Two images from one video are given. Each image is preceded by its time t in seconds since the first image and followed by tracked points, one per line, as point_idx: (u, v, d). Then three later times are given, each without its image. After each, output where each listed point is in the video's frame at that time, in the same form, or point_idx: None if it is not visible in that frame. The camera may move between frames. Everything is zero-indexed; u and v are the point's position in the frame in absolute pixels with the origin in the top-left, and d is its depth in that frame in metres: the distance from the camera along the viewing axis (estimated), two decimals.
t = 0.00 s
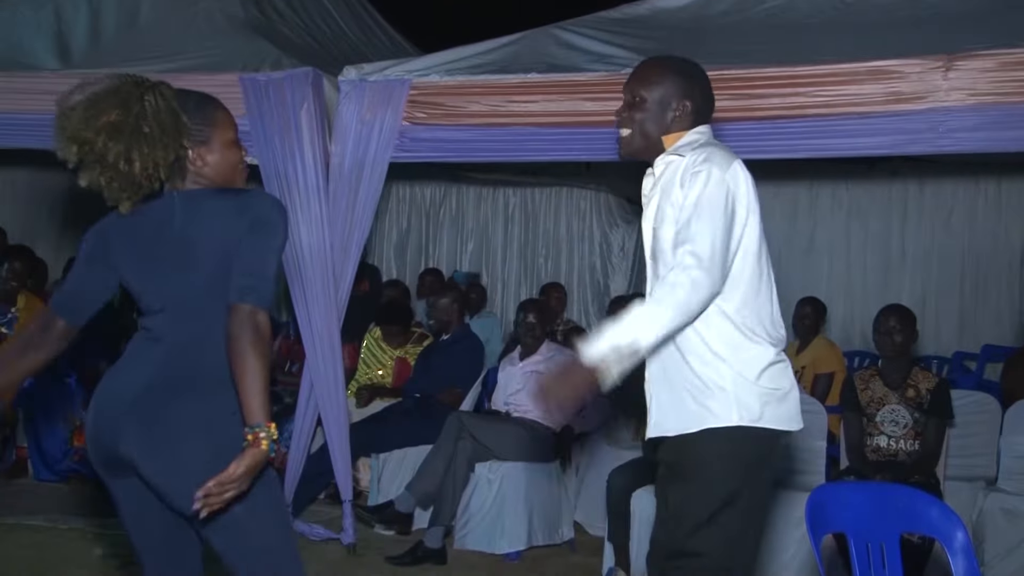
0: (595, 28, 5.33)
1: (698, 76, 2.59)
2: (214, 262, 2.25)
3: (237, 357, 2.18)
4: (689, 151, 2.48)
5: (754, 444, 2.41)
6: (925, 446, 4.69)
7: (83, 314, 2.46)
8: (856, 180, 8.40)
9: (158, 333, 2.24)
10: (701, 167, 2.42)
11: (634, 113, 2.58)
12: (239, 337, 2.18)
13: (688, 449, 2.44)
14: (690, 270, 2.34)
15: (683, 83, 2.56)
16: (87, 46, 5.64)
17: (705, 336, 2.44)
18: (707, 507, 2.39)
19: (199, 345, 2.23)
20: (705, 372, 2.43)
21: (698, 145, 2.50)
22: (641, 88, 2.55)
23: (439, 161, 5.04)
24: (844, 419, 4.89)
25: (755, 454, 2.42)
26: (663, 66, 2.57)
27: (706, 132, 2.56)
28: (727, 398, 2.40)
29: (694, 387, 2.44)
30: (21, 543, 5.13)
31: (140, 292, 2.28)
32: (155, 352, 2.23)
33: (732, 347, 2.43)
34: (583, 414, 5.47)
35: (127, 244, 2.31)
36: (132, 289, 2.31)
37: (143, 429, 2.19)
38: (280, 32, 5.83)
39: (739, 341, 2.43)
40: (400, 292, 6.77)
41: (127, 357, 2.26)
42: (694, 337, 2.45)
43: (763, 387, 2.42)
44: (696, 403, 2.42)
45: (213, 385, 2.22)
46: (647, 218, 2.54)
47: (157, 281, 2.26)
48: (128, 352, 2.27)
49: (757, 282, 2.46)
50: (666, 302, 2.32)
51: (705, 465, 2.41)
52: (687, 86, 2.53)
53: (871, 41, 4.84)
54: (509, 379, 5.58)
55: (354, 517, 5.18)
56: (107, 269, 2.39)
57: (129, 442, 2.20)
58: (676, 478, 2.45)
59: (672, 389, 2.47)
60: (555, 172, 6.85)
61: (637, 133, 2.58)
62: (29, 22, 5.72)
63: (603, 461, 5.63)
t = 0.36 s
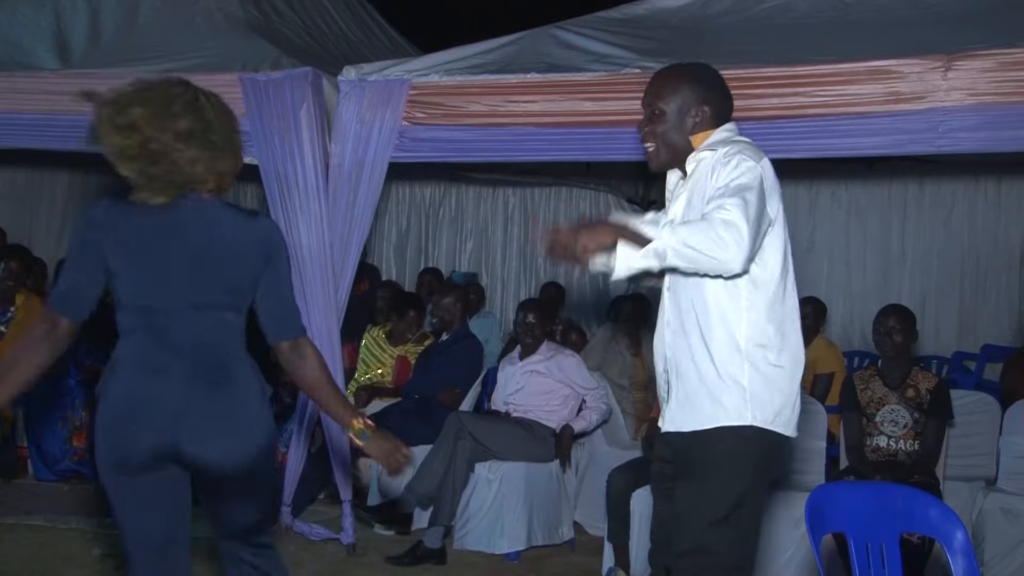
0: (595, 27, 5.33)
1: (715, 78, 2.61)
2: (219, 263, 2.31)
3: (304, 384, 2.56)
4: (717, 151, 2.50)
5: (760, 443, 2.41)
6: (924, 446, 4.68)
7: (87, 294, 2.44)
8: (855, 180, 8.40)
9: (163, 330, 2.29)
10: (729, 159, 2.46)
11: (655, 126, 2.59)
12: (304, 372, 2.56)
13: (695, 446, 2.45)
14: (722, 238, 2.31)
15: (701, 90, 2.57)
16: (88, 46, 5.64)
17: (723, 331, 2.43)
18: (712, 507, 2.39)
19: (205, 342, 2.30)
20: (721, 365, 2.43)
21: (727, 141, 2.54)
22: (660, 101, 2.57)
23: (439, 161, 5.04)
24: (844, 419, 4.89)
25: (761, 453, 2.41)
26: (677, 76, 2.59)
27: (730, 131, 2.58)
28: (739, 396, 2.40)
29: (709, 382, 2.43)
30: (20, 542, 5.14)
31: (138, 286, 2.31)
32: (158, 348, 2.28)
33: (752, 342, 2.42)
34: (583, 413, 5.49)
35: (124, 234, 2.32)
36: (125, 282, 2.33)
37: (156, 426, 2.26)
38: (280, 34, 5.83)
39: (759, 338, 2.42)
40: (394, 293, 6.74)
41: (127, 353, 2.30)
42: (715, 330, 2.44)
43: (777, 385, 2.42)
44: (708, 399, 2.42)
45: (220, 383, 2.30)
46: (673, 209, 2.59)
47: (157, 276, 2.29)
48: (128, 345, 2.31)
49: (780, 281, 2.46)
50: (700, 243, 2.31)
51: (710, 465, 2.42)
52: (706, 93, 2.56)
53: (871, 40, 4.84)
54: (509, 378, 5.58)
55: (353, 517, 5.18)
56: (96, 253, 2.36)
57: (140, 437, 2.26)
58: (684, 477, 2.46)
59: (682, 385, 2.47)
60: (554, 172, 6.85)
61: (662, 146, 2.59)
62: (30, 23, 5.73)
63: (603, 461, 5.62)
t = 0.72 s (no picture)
0: (595, 27, 5.33)
1: (738, 78, 2.54)
2: (239, 265, 2.60)
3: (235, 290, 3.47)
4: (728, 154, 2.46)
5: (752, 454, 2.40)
6: (924, 446, 4.68)
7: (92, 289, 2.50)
8: (855, 180, 8.40)
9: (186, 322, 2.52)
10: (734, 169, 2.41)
11: (672, 118, 2.52)
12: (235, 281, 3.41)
13: (690, 448, 2.44)
14: (705, 249, 2.26)
15: (720, 87, 2.51)
16: (87, 45, 5.64)
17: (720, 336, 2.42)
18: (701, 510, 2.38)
19: (223, 332, 2.56)
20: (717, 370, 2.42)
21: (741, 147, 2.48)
22: (677, 92, 2.49)
23: (439, 161, 5.04)
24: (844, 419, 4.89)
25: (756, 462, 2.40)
26: (695, 70, 2.52)
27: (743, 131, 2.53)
28: (737, 402, 2.40)
29: (704, 387, 2.43)
30: (19, 542, 5.14)
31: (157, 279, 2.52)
32: (182, 336, 2.51)
33: (750, 349, 2.42)
34: (583, 413, 5.49)
35: (147, 232, 2.51)
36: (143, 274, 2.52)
37: (174, 406, 2.49)
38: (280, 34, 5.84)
39: (757, 346, 2.42)
40: (388, 296, 6.68)
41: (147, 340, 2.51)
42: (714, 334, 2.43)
43: (775, 394, 2.42)
44: (702, 403, 2.42)
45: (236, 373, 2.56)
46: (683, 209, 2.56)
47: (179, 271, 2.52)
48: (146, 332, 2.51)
49: (783, 290, 2.44)
50: (682, 253, 2.26)
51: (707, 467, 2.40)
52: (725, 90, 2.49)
53: (871, 40, 4.84)
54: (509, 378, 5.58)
55: (353, 516, 5.18)
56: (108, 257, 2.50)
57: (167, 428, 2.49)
58: (676, 478, 2.45)
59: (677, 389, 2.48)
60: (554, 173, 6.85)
61: (673, 139, 2.52)
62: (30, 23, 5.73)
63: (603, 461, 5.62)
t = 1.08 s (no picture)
0: (595, 29, 5.33)
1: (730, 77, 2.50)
2: (232, 258, 2.71)
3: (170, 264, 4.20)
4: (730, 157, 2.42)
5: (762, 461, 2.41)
6: (923, 446, 4.68)
7: (98, 263, 2.60)
8: (855, 180, 8.41)
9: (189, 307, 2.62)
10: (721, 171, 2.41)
11: (693, 117, 2.41)
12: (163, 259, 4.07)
13: (697, 450, 2.43)
14: (689, 262, 2.31)
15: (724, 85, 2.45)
16: (87, 45, 5.64)
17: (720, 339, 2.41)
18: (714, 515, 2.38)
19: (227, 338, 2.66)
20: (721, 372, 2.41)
21: (736, 148, 2.45)
22: (691, 89, 2.40)
23: (438, 161, 5.04)
24: (844, 419, 4.89)
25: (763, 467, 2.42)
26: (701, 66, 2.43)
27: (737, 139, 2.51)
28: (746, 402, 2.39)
29: (713, 387, 2.41)
30: (21, 542, 5.15)
31: (166, 285, 2.61)
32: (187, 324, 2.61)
33: (750, 349, 2.42)
34: (582, 414, 5.49)
35: (158, 230, 2.61)
36: (150, 281, 2.62)
37: (180, 406, 2.55)
38: (280, 34, 5.83)
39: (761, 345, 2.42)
40: (386, 297, 6.95)
41: (155, 343, 2.60)
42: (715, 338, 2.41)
43: (776, 392, 2.42)
44: (710, 403, 2.41)
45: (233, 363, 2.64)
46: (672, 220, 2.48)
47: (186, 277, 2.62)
48: (154, 336, 2.60)
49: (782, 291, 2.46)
50: (682, 264, 2.32)
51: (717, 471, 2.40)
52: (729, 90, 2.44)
53: (871, 39, 4.83)
54: (509, 378, 5.59)
55: (353, 516, 5.18)
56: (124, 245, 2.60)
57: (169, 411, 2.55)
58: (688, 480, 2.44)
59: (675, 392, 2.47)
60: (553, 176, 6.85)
61: (687, 143, 2.43)
62: (30, 23, 5.73)
63: (603, 461, 5.62)
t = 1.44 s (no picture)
0: (595, 29, 5.33)
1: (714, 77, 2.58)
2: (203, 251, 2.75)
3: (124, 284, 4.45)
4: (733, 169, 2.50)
5: (756, 481, 2.44)
6: (924, 446, 4.68)
7: (76, 263, 2.70)
8: (854, 179, 8.41)
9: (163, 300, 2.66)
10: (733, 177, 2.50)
11: (716, 120, 2.47)
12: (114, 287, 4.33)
13: (704, 457, 2.43)
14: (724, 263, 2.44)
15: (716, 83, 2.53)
16: (87, 45, 5.64)
17: (729, 343, 2.45)
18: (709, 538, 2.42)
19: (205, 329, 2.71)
20: (726, 377, 2.45)
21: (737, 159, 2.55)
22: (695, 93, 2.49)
23: (438, 161, 5.04)
24: (843, 419, 4.89)
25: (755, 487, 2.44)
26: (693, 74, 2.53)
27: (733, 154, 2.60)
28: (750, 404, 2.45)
29: (724, 390, 2.44)
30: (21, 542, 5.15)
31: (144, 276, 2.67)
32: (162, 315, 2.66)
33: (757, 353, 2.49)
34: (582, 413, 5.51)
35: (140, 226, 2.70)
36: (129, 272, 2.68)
37: (158, 397, 2.60)
38: (280, 34, 5.83)
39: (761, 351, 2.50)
40: (386, 295, 6.95)
41: (132, 335, 2.65)
42: (724, 341, 2.45)
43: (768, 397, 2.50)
44: (723, 406, 2.43)
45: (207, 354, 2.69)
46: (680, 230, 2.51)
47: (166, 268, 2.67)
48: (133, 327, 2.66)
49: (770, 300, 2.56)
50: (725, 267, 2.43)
51: (709, 494, 2.44)
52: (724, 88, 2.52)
53: (871, 38, 4.83)
54: (508, 378, 5.59)
55: (353, 516, 5.19)
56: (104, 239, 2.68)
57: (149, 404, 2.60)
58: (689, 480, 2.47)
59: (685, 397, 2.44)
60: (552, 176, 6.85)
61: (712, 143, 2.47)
62: (30, 23, 5.72)
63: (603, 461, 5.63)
